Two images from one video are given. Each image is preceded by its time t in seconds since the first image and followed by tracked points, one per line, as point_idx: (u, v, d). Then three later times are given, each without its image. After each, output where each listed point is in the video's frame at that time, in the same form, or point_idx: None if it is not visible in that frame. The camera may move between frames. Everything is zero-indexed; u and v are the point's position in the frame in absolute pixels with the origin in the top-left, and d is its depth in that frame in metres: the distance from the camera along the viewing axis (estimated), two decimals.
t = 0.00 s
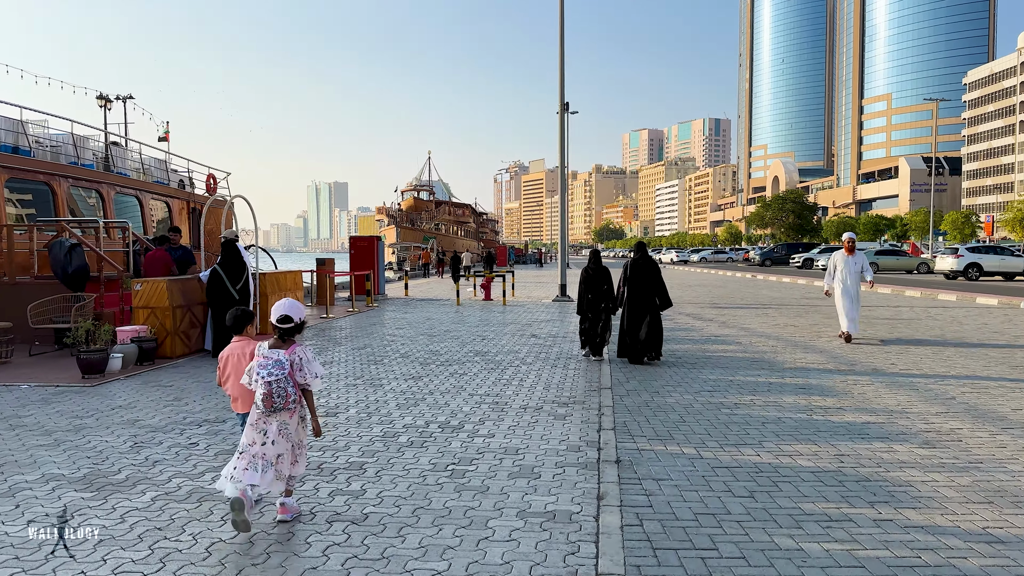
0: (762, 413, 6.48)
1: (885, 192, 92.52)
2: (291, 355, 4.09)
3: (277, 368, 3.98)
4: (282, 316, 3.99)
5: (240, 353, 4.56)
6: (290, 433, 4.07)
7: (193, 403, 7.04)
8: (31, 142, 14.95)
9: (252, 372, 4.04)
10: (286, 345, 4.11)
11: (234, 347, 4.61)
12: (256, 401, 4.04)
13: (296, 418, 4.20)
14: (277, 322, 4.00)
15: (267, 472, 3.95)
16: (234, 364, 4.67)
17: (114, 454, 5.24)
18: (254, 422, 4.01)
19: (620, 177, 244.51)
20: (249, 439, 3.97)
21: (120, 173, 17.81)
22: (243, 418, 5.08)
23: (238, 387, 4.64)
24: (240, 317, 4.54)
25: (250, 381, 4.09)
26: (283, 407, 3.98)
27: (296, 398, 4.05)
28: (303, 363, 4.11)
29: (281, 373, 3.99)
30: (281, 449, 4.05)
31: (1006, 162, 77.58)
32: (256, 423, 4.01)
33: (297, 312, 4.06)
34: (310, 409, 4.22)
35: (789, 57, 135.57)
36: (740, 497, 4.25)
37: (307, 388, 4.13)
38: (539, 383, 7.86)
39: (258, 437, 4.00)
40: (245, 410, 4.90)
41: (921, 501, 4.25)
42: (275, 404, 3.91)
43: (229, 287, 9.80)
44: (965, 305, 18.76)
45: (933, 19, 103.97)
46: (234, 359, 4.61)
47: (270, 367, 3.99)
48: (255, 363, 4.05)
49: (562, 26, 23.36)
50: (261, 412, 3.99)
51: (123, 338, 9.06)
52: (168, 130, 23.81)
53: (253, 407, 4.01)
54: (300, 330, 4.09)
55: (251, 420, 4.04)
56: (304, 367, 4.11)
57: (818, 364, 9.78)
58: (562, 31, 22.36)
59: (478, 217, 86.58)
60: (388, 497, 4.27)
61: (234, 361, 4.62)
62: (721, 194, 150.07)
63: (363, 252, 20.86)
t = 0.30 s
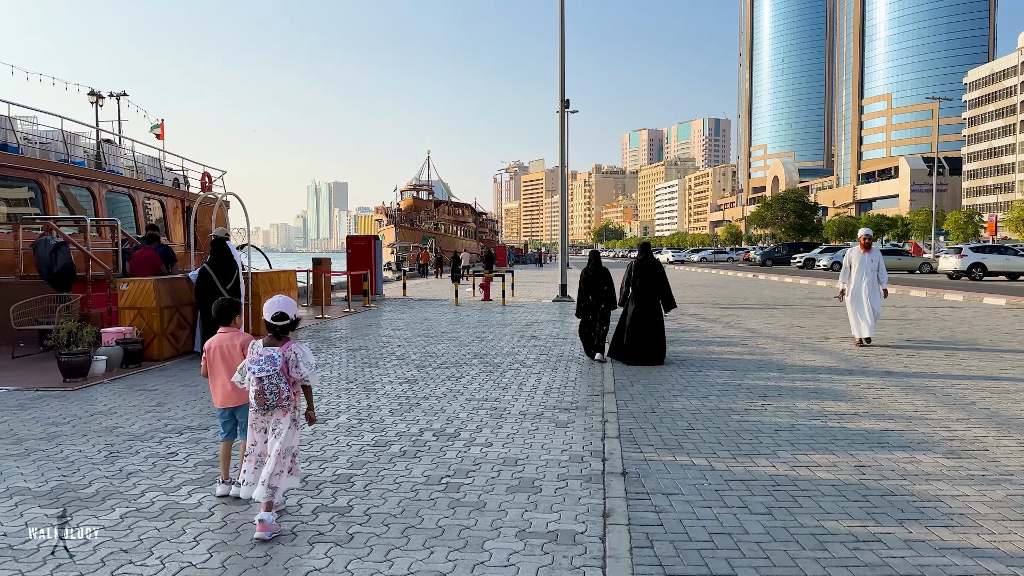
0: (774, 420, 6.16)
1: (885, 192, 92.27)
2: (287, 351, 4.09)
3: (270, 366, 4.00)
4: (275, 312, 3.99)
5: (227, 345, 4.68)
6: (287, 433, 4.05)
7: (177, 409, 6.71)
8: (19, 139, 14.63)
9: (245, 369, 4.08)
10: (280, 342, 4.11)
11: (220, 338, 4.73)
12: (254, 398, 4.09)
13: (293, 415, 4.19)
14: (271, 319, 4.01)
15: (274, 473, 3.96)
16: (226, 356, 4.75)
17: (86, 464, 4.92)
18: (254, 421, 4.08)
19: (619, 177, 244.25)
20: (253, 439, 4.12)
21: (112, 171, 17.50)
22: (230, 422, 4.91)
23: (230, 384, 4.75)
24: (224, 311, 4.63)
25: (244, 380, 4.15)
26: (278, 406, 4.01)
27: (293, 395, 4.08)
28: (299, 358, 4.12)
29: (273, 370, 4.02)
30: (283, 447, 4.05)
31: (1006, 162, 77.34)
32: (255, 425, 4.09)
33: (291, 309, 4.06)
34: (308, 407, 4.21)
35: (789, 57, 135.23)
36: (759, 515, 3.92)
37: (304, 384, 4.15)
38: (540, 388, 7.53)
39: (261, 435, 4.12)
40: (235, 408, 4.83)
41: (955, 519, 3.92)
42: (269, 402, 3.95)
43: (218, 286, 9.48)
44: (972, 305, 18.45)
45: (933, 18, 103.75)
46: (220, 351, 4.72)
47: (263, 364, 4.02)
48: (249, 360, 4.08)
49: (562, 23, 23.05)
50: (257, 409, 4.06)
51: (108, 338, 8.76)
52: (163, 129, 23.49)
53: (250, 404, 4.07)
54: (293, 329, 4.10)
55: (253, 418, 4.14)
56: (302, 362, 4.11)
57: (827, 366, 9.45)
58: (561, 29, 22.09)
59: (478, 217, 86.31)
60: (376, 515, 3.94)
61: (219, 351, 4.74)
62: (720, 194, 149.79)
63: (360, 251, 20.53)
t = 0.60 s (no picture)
0: (785, 432, 5.83)
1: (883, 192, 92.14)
2: (283, 356, 4.01)
3: (273, 369, 3.90)
4: (264, 316, 3.91)
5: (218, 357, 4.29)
6: (287, 440, 3.97)
7: (155, 421, 6.35)
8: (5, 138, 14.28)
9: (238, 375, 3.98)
10: (273, 346, 4.02)
11: (213, 351, 4.35)
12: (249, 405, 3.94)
13: (289, 420, 4.09)
14: (262, 322, 3.91)
15: (265, 480, 3.90)
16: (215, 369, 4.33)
17: (52, 485, 4.59)
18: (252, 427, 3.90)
19: (618, 178, 244.16)
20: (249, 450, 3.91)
21: (102, 171, 17.15)
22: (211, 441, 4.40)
23: (218, 398, 4.30)
24: (221, 321, 4.32)
25: (239, 386, 4.00)
26: (279, 410, 3.90)
27: (292, 398, 3.99)
28: (295, 362, 4.03)
29: (276, 374, 3.91)
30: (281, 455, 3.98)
31: (1005, 163, 77.15)
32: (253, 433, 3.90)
33: (282, 312, 4.00)
34: (306, 412, 4.15)
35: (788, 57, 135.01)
36: (776, 543, 3.60)
37: (301, 386, 4.09)
38: (538, 397, 7.19)
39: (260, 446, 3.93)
40: (225, 422, 4.40)
41: (988, 548, 3.60)
42: (272, 406, 3.82)
43: (205, 291, 9.15)
44: (978, 307, 18.12)
45: (931, 19, 103.58)
46: (208, 364, 4.31)
47: (265, 369, 3.90)
48: (243, 364, 3.94)
49: (561, 20, 22.70)
50: (258, 416, 3.88)
51: (88, 345, 8.42)
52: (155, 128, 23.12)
53: (247, 411, 3.90)
54: (286, 331, 4.02)
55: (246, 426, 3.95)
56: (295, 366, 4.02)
57: (835, 373, 9.11)
58: (560, 27, 21.75)
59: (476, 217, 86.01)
60: (359, 543, 3.62)
61: (208, 366, 4.33)
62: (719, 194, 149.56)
63: (356, 253, 20.18)
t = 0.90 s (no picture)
0: (796, 442, 5.49)
1: (881, 193, 91.99)
2: (282, 362, 3.87)
3: (268, 376, 3.77)
4: (266, 323, 3.79)
5: (210, 350, 4.47)
6: (284, 447, 3.87)
7: (128, 429, 6.00)
8: None
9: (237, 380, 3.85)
10: (274, 352, 3.89)
11: (203, 343, 4.53)
12: (243, 412, 3.79)
13: (285, 430, 3.95)
14: (264, 327, 3.79)
15: (249, 495, 3.72)
16: (200, 363, 4.54)
17: (7, 502, 4.26)
18: (245, 437, 3.77)
19: (615, 178, 243.88)
20: (238, 455, 3.77)
21: (89, 169, 16.78)
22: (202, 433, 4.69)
23: (211, 393, 4.57)
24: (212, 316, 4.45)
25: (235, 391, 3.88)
26: (275, 419, 3.76)
27: (289, 407, 3.83)
28: (295, 369, 3.87)
29: (273, 380, 3.78)
30: (272, 464, 3.84)
31: (1003, 163, 76.98)
32: (246, 440, 3.76)
33: (284, 318, 3.87)
34: (301, 423, 3.99)
35: (785, 57, 134.81)
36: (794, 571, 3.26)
37: (297, 395, 3.92)
38: (534, 404, 6.84)
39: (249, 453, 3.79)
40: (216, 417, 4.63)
41: None
42: (267, 413, 3.68)
43: (188, 291, 8.81)
44: (983, 307, 17.82)
45: (929, 19, 103.44)
46: (204, 350, 4.53)
47: (261, 374, 3.77)
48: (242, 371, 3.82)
49: (559, 17, 22.36)
50: (251, 424, 3.73)
51: (65, 348, 8.08)
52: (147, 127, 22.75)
53: (240, 417, 3.76)
54: (286, 338, 3.91)
55: (238, 435, 3.80)
56: (297, 373, 3.87)
57: (843, 376, 8.77)
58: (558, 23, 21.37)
59: (473, 217, 85.68)
60: (336, 570, 3.28)
61: (200, 357, 4.56)
62: (717, 194, 149.34)
63: (350, 253, 19.83)
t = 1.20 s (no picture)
0: (806, 458, 5.21)
1: (879, 194, 91.86)
2: (283, 362, 3.95)
3: (271, 377, 3.85)
4: (264, 323, 3.89)
5: (187, 365, 4.20)
6: (287, 449, 3.92)
7: (101, 443, 5.67)
8: None
9: (238, 382, 3.93)
10: (274, 352, 4.00)
11: (179, 358, 4.23)
12: (250, 411, 3.87)
13: (289, 430, 4.02)
14: (262, 328, 3.89)
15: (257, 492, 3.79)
16: (180, 379, 4.23)
17: None
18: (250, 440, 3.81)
19: (613, 179, 243.78)
20: (247, 458, 3.79)
21: (77, 170, 16.45)
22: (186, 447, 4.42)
23: (191, 406, 4.24)
24: (183, 328, 4.15)
25: (235, 392, 3.98)
26: (279, 420, 3.85)
27: (293, 406, 3.92)
28: (296, 369, 3.95)
29: (276, 382, 3.87)
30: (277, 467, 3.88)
31: (1002, 164, 76.85)
32: (251, 444, 3.82)
33: (282, 318, 3.98)
34: (304, 423, 4.06)
35: (783, 58, 134.76)
36: None
37: (301, 392, 4.00)
38: (531, 414, 6.54)
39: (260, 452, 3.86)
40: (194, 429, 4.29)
41: None
42: (272, 415, 3.75)
43: (172, 296, 8.54)
44: (987, 310, 17.56)
45: (927, 20, 103.32)
46: (182, 369, 4.21)
47: (263, 376, 3.86)
48: (242, 374, 3.89)
49: (557, 16, 22.06)
50: (256, 425, 3.82)
51: (44, 356, 7.79)
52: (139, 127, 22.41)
53: (245, 418, 3.83)
54: (286, 338, 4.01)
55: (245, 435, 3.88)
56: (299, 373, 3.97)
57: (850, 383, 8.48)
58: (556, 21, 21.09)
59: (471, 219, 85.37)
60: None
61: (179, 374, 4.22)
62: (715, 196, 149.20)
63: (344, 254, 19.51)
